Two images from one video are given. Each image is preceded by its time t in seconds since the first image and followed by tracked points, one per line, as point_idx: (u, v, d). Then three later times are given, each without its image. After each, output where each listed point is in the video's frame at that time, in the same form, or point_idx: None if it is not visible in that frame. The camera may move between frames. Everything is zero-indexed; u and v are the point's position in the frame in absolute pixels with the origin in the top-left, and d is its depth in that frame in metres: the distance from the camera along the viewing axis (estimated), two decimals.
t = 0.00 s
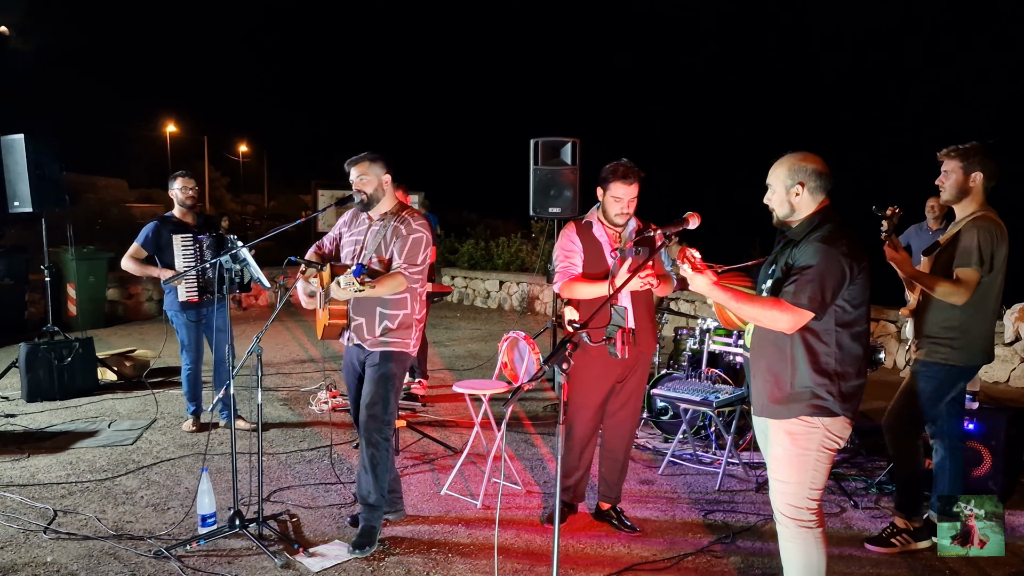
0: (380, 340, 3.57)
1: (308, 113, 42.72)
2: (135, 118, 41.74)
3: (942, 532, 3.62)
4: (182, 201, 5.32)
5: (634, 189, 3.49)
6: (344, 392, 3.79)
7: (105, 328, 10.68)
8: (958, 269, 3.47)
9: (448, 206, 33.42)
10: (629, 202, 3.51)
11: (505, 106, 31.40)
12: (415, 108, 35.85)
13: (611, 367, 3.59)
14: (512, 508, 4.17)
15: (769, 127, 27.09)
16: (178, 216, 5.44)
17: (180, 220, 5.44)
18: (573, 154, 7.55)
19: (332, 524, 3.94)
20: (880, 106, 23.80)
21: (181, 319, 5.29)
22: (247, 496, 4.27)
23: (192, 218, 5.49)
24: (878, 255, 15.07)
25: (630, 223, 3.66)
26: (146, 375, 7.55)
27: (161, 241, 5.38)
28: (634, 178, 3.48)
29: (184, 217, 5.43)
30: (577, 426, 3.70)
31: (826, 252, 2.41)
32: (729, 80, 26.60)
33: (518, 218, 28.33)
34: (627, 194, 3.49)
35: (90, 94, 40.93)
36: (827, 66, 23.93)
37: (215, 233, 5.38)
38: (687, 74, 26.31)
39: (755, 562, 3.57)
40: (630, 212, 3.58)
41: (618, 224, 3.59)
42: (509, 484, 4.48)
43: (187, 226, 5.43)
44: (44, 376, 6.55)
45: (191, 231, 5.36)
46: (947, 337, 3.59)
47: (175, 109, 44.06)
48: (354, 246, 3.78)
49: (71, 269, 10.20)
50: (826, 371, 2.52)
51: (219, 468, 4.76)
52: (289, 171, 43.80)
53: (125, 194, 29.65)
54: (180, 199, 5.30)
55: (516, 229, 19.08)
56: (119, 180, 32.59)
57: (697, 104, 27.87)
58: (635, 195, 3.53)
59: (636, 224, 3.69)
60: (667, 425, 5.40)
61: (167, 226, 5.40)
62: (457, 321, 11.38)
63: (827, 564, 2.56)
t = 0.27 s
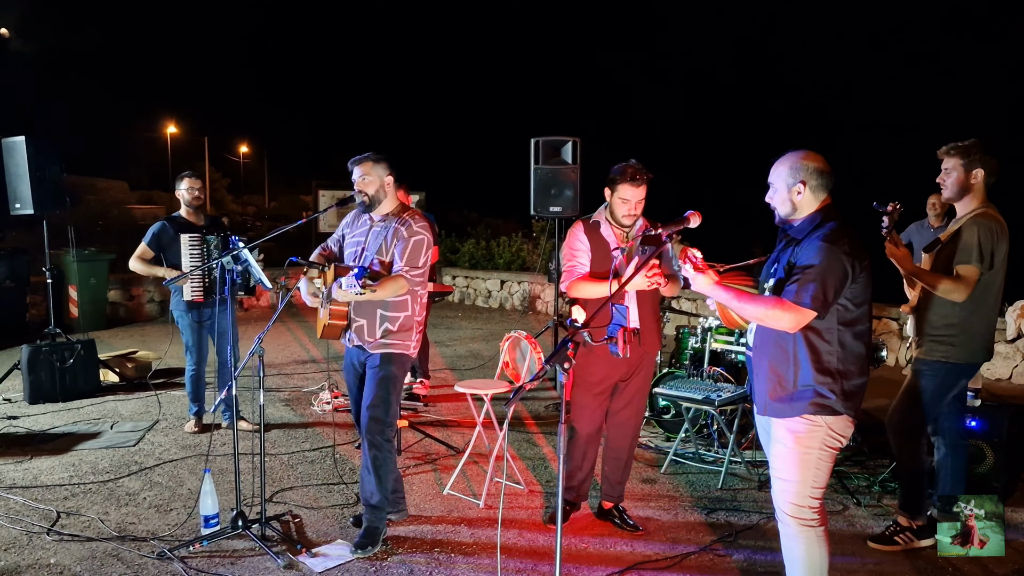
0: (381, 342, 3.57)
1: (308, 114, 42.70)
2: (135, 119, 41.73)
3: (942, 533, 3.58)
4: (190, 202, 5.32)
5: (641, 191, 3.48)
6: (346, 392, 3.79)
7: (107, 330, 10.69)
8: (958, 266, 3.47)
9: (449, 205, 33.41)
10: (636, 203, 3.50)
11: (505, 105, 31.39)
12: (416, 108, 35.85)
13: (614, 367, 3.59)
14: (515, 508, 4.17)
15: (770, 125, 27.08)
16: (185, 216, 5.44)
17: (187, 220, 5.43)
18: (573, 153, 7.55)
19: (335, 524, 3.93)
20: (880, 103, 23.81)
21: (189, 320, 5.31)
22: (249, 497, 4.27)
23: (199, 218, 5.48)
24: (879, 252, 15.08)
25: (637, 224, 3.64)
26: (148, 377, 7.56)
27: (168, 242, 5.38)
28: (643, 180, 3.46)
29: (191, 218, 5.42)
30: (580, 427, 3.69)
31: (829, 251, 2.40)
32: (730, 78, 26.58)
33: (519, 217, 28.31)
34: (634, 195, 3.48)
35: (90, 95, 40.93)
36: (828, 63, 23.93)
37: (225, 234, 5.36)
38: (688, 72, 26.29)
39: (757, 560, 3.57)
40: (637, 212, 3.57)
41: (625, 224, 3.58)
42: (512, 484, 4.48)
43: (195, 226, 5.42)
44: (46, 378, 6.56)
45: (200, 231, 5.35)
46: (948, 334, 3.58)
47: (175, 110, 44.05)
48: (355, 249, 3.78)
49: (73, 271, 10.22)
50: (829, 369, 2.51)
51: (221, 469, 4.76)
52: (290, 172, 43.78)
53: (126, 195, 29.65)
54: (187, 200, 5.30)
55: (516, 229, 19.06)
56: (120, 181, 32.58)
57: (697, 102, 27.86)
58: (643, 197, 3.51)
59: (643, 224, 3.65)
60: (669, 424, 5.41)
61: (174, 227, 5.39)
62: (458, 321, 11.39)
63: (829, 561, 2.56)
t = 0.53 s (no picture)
0: (383, 341, 3.57)
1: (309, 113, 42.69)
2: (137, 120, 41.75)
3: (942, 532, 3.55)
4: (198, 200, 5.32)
5: (646, 190, 3.47)
6: (349, 391, 3.79)
7: (109, 330, 10.70)
8: (961, 264, 3.46)
9: (450, 205, 33.41)
10: (640, 201, 3.50)
11: (506, 103, 31.37)
12: (417, 107, 35.85)
13: (616, 365, 3.59)
14: (517, 506, 4.17)
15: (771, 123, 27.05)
16: (193, 215, 5.44)
17: (196, 219, 5.44)
18: (574, 151, 7.55)
19: (337, 524, 3.94)
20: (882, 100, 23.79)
21: (196, 320, 5.32)
22: (252, 497, 4.27)
23: (208, 216, 5.48)
24: (881, 250, 15.06)
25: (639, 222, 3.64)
26: (151, 377, 7.56)
27: (175, 240, 5.39)
28: (647, 178, 3.45)
29: (200, 216, 5.43)
30: (583, 426, 3.68)
31: (832, 248, 2.40)
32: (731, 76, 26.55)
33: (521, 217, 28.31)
34: (639, 193, 3.47)
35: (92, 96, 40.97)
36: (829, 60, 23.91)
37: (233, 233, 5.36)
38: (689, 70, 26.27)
39: (761, 559, 3.57)
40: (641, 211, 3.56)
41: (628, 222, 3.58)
42: (514, 483, 4.47)
43: (203, 225, 5.44)
44: (49, 378, 6.56)
45: (208, 230, 5.34)
46: (952, 331, 3.58)
47: (176, 110, 44.06)
48: (356, 247, 3.79)
49: (76, 271, 10.23)
50: (833, 367, 2.51)
51: (224, 469, 4.76)
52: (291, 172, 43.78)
53: (128, 195, 29.68)
54: (196, 199, 5.30)
55: (518, 228, 19.05)
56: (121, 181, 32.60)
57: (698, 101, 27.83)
58: (647, 194, 3.50)
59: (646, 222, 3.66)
60: (672, 423, 5.41)
61: (182, 225, 5.40)
62: (461, 321, 11.39)
63: (833, 559, 2.55)
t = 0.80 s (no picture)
0: (384, 339, 3.56)
1: (310, 113, 42.66)
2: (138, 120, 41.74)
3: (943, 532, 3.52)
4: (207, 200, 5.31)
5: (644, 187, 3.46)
6: (350, 391, 3.79)
7: (111, 330, 10.71)
8: (963, 261, 3.45)
9: (451, 203, 33.39)
10: (639, 198, 3.48)
11: (507, 102, 31.35)
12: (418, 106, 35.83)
13: (616, 363, 3.58)
14: (519, 505, 4.16)
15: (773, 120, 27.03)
16: (203, 214, 5.43)
17: (206, 218, 5.42)
18: (575, 149, 7.54)
19: (339, 523, 3.93)
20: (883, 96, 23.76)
21: (201, 318, 5.31)
22: (253, 496, 4.27)
23: (218, 215, 5.47)
24: (883, 247, 15.03)
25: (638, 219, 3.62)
26: (152, 377, 7.56)
27: (183, 239, 5.39)
28: (646, 175, 3.44)
29: (209, 216, 5.42)
30: (584, 424, 3.67)
31: (833, 245, 2.39)
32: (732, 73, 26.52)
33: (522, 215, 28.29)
34: (637, 191, 3.45)
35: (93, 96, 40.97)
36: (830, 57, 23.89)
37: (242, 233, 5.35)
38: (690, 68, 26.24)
39: (763, 557, 3.56)
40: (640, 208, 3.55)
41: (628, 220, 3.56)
42: (516, 482, 4.47)
43: (213, 225, 5.42)
44: (51, 378, 6.56)
45: (216, 229, 5.33)
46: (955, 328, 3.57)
47: (177, 110, 44.07)
48: (357, 245, 3.78)
49: (77, 271, 10.24)
50: (835, 365, 2.50)
51: (226, 468, 4.76)
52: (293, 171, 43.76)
53: (129, 195, 29.69)
54: (205, 199, 5.29)
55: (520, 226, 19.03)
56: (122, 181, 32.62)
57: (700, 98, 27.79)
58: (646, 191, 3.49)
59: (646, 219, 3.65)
60: (673, 421, 5.40)
61: (192, 224, 5.39)
62: (462, 319, 11.38)
63: (834, 557, 2.55)
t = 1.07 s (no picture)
0: (385, 338, 3.56)
1: (311, 111, 42.62)
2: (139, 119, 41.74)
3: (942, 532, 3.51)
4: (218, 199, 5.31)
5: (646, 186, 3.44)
6: (352, 389, 3.78)
7: (113, 328, 10.72)
8: (965, 258, 3.45)
9: (453, 202, 33.38)
10: (640, 197, 3.46)
11: (509, 100, 31.34)
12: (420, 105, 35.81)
13: (618, 362, 3.58)
14: (521, 504, 4.16)
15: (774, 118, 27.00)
16: (214, 213, 5.43)
17: (216, 218, 5.42)
18: (577, 148, 7.53)
19: (341, 522, 3.94)
20: (885, 94, 23.73)
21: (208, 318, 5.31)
22: (255, 496, 4.27)
23: (228, 215, 5.46)
24: (886, 245, 15.01)
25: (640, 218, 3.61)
26: (155, 376, 7.57)
27: (192, 237, 5.39)
28: (646, 175, 3.43)
29: (220, 215, 5.41)
30: (587, 423, 3.66)
31: (834, 243, 2.39)
32: (734, 71, 26.49)
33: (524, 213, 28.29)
34: (639, 190, 3.43)
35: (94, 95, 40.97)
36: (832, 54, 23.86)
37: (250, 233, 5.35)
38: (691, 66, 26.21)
39: (766, 555, 3.56)
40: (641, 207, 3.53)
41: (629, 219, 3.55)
42: (518, 480, 4.47)
43: (223, 224, 5.41)
44: (53, 378, 6.57)
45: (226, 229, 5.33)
46: (957, 325, 3.56)
47: (179, 109, 44.06)
48: (359, 244, 3.78)
49: (79, 270, 10.25)
50: (838, 363, 2.50)
51: (228, 467, 4.76)
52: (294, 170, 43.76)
53: (131, 194, 29.69)
54: (216, 198, 5.29)
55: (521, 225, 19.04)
56: (124, 180, 32.64)
57: (701, 96, 27.76)
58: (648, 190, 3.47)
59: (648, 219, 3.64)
60: (675, 420, 5.40)
61: (201, 222, 5.39)
62: (464, 318, 11.38)
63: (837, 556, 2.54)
